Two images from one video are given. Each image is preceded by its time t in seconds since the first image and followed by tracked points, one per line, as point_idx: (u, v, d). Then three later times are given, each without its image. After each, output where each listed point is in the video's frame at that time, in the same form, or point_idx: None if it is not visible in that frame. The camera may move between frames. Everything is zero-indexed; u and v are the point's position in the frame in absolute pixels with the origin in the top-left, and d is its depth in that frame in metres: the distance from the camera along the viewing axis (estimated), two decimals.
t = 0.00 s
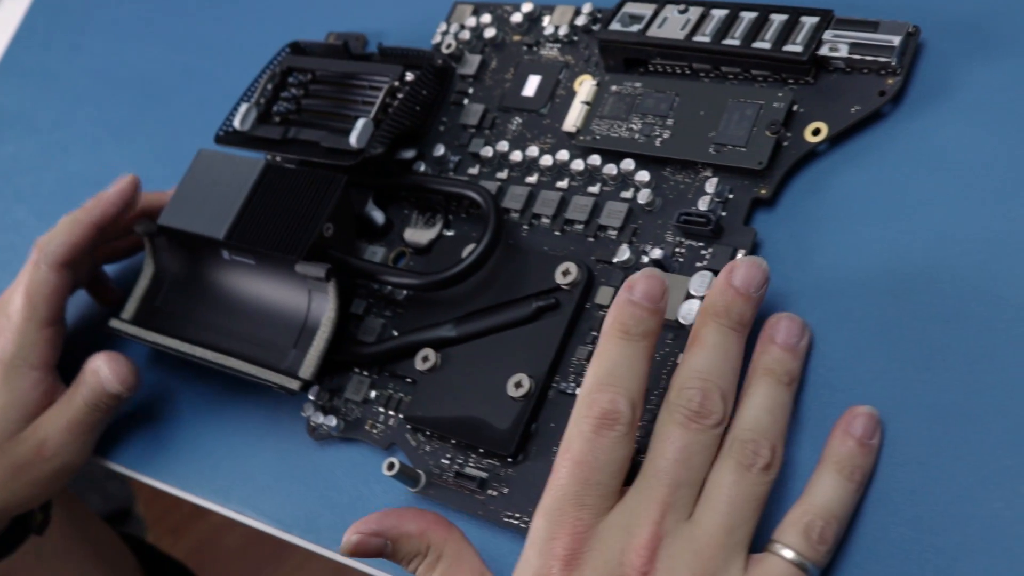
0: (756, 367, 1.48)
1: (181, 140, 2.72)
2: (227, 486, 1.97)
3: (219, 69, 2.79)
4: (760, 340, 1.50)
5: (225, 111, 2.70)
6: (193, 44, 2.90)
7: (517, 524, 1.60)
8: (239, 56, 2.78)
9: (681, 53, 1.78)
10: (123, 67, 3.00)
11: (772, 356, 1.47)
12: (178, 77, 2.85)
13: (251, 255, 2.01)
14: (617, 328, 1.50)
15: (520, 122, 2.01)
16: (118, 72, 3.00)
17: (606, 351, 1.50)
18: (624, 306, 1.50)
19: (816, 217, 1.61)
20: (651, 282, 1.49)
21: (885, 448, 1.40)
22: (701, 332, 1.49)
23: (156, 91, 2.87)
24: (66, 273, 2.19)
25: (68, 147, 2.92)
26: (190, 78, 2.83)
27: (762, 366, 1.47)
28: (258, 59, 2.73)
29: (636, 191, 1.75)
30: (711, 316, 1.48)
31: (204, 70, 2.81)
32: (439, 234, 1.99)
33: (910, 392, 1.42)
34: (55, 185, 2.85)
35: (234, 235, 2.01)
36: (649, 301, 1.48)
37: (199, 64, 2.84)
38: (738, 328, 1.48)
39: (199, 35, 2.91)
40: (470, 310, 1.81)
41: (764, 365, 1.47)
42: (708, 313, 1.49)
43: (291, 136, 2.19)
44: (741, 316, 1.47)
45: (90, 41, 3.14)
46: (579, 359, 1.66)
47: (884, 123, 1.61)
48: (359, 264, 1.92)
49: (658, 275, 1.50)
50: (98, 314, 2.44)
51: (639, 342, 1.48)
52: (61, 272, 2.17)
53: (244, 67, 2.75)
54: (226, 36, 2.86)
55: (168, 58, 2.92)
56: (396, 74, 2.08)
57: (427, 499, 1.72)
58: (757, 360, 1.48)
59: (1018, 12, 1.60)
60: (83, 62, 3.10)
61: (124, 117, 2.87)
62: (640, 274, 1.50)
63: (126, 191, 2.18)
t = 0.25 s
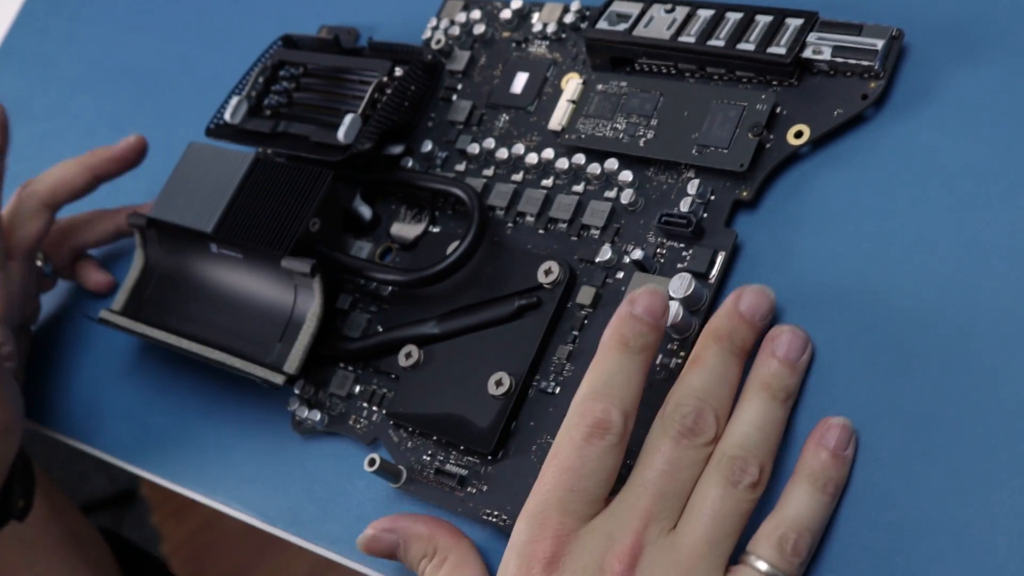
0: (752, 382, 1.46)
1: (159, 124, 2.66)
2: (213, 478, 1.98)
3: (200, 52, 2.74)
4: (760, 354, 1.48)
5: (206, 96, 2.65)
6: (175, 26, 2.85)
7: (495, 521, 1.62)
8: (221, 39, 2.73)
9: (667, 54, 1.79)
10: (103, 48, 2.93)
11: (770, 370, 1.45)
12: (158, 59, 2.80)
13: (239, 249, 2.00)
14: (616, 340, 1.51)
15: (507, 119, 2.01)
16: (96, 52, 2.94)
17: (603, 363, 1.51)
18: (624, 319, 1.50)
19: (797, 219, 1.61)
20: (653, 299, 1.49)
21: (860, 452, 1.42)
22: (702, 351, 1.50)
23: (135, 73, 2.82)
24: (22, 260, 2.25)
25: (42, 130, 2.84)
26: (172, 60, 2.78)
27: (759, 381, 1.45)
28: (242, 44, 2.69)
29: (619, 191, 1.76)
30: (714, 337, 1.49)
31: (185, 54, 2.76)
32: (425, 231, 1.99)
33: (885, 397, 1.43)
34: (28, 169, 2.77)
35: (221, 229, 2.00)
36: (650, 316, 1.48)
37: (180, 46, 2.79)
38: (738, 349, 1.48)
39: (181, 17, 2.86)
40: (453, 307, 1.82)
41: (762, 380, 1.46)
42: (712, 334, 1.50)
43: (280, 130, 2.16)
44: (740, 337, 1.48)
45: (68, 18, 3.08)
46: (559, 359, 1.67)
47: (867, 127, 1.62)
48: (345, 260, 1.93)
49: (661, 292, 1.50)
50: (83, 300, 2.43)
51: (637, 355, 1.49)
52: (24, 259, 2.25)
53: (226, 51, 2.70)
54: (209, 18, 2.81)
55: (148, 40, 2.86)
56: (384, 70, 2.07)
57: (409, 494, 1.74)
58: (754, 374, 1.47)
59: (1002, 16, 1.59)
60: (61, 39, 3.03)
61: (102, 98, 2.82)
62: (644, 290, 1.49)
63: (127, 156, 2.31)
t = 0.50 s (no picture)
0: (738, 401, 1.47)
1: (157, 133, 2.67)
2: (206, 489, 1.98)
3: (198, 61, 2.75)
4: (746, 373, 1.49)
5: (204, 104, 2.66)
6: (174, 34, 2.86)
7: (484, 536, 1.63)
8: (219, 48, 2.74)
9: (659, 70, 1.79)
10: (103, 56, 2.94)
11: (756, 389, 1.46)
12: (158, 67, 2.81)
13: (233, 261, 2.00)
14: (607, 359, 1.52)
15: (501, 133, 2.01)
16: (95, 59, 2.95)
17: (594, 381, 1.51)
18: (615, 340, 1.51)
19: (786, 237, 1.61)
20: (643, 321, 1.51)
21: (847, 472, 1.41)
22: (682, 370, 1.51)
23: (133, 80, 2.83)
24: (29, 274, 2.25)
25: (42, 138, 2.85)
26: (170, 68, 2.79)
27: (745, 400, 1.46)
28: (241, 52, 2.69)
29: (611, 208, 1.76)
30: (693, 357, 1.50)
31: (184, 62, 2.77)
32: (418, 245, 2.00)
33: (872, 417, 1.43)
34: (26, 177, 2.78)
35: (217, 241, 2.00)
36: (642, 338, 1.51)
37: (179, 54, 2.80)
38: (722, 370, 1.50)
39: (181, 25, 2.87)
40: (445, 321, 1.82)
41: (748, 399, 1.46)
42: (691, 353, 1.51)
43: (277, 141, 2.15)
44: (724, 358, 1.50)
45: (68, 25, 3.09)
46: (549, 375, 1.68)
47: (857, 146, 1.62)
48: (338, 273, 1.94)
49: (650, 314, 1.53)
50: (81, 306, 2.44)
51: (628, 374, 1.50)
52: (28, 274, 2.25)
53: (224, 59, 2.71)
54: (208, 26, 2.82)
55: (148, 48, 2.87)
56: (380, 83, 2.07)
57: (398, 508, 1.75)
58: (740, 393, 1.47)
59: (994, 35, 1.59)
60: (60, 46, 3.04)
61: (100, 106, 2.82)
62: (636, 313, 1.52)
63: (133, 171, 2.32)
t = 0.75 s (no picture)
0: (729, 413, 1.47)
1: (161, 140, 2.68)
2: (205, 497, 1.99)
3: (201, 69, 2.77)
4: (737, 385, 1.49)
5: (207, 112, 2.67)
6: (178, 41, 2.88)
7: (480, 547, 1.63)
8: (222, 56, 2.76)
9: (658, 83, 1.79)
10: (107, 64, 2.95)
11: (747, 402, 1.46)
12: (162, 76, 2.82)
13: (234, 270, 2.00)
14: (601, 372, 1.52)
15: (500, 144, 2.02)
16: (100, 66, 2.96)
17: (588, 394, 1.52)
18: (608, 353, 1.52)
19: (783, 251, 1.62)
20: (636, 334, 1.52)
21: (840, 488, 1.42)
22: (671, 381, 1.51)
23: (137, 88, 2.84)
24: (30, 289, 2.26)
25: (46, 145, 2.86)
26: (173, 76, 2.80)
27: (736, 412, 1.46)
28: (244, 61, 2.71)
29: (608, 220, 1.77)
30: (683, 367, 1.51)
31: (188, 70, 2.78)
32: (417, 255, 2.00)
33: (866, 433, 1.43)
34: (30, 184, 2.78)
35: (217, 250, 1.99)
36: (633, 351, 1.51)
37: (182, 62, 2.81)
38: (711, 382, 1.50)
39: (185, 33, 2.88)
40: (443, 333, 1.83)
41: (739, 411, 1.46)
42: (680, 365, 1.51)
43: (277, 150, 2.16)
44: (713, 370, 1.50)
45: (73, 31, 3.10)
46: (545, 387, 1.69)
47: (854, 161, 1.62)
48: (336, 283, 1.94)
49: (643, 328, 1.54)
50: (85, 312, 2.45)
51: (622, 387, 1.50)
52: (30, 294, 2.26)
53: (228, 67, 2.72)
54: (211, 34, 2.83)
55: (153, 56, 2.88)
56: (380, 94, 2.08)
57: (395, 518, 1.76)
58: (731, 405, 1.47)
59: (990, 52, 1.59)
60: (65, 52, 3.06)
61: (104, 112, 2.84)
62: (628, 327, 1.53)
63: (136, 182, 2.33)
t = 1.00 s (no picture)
0: (717, 412, 1.47)
1: (163, 136, 2.69)
2: (200, 490, 2.00)
3: (204, 64, 2.78)
4: (725, 385, 1.49)
5: (209, 108, 2.68)
6: (181, 37, 2.89)
7: (471, 545, 1.64)
8: (225, 52, 2.77)
9: (655, 85, 1.80)
10: (111, 59, 2.96)
11: (733, 401, 1.46)
12: (165, 71, 2.83)
13: (231, 265, 2.01)
14: (590, 369, 1.54)
15: (499, 144, 2.03)
16: (103, 60, 2.97)
17: (577, 391, 1.53)
18: (597, 351, 1.53)
19: (777, 254, 1.62)
20: (624, 333, 1.54)
21: (829, 491, 1.42)
22: (664, 380, 1.51)
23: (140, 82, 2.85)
24: None
25: (49, 139, 2.87)
26: (176, 71, 2.81)
27: (723, 411, 1.46)
28: (247, 58, 2.72)
29: (604, 221, 1.77)
30: (674, 367, 1.51)
31: (192, 66, 2.79)
32: (414, 253, 2.01)
33: (856, 436, 1.44)
34: (32, 178, 2.79)
35: (216, 244, 1.99)
36: (620, 348, 1.53)
37: (185, 58, 2.82)
38: (701, 381, 1.51)
39: (189, 29, 2.89)
40: (438, 330, 1.84)
41: (726, 410, 1.47)
42: (672, 365, 1.52)
43: (278, 146, 2.16)
44: (703, 369, 1.51)
45: (77, 25, 3.12)
46: (538, 386, 1.69)
47: (849, 166, 1.63)
48: (332, 280, 1.95)
49: (631, 327, 1.55)
50: (84, 304, 2.46)
51: (610, 385, 1.52)
52: None
53: (230, 64, 2.73)
54: (214, 30, 2.84)
55: (157, 52, 2.89)
56: (380, 91, 2.07)
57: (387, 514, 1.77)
58: (719, 405, 1.48)
59: (987, 59, 1.60)
60: (69, 46, 3.07)
61: (106, 106, 2.85)
62: (615, 326, 1.55)
63: None
